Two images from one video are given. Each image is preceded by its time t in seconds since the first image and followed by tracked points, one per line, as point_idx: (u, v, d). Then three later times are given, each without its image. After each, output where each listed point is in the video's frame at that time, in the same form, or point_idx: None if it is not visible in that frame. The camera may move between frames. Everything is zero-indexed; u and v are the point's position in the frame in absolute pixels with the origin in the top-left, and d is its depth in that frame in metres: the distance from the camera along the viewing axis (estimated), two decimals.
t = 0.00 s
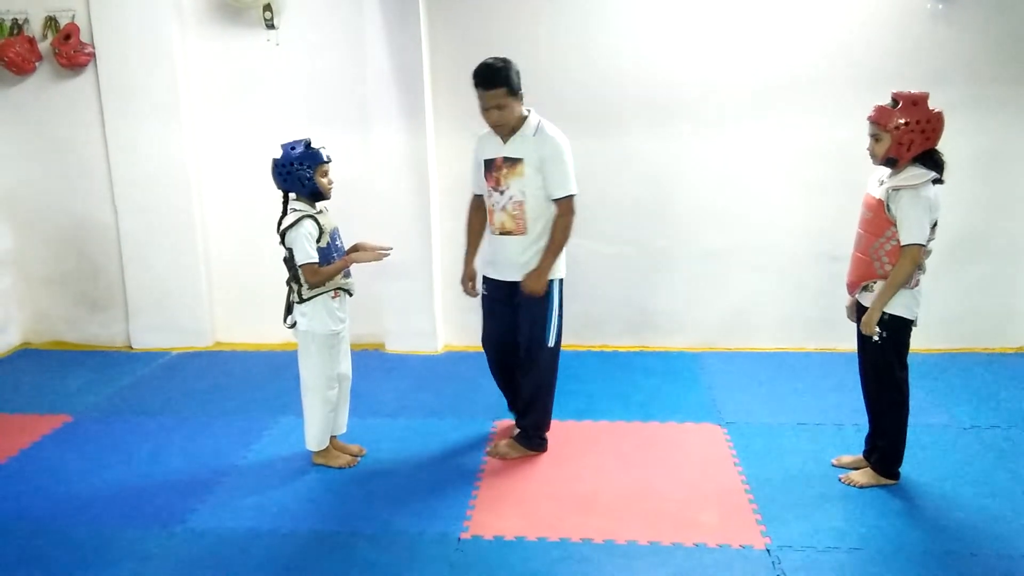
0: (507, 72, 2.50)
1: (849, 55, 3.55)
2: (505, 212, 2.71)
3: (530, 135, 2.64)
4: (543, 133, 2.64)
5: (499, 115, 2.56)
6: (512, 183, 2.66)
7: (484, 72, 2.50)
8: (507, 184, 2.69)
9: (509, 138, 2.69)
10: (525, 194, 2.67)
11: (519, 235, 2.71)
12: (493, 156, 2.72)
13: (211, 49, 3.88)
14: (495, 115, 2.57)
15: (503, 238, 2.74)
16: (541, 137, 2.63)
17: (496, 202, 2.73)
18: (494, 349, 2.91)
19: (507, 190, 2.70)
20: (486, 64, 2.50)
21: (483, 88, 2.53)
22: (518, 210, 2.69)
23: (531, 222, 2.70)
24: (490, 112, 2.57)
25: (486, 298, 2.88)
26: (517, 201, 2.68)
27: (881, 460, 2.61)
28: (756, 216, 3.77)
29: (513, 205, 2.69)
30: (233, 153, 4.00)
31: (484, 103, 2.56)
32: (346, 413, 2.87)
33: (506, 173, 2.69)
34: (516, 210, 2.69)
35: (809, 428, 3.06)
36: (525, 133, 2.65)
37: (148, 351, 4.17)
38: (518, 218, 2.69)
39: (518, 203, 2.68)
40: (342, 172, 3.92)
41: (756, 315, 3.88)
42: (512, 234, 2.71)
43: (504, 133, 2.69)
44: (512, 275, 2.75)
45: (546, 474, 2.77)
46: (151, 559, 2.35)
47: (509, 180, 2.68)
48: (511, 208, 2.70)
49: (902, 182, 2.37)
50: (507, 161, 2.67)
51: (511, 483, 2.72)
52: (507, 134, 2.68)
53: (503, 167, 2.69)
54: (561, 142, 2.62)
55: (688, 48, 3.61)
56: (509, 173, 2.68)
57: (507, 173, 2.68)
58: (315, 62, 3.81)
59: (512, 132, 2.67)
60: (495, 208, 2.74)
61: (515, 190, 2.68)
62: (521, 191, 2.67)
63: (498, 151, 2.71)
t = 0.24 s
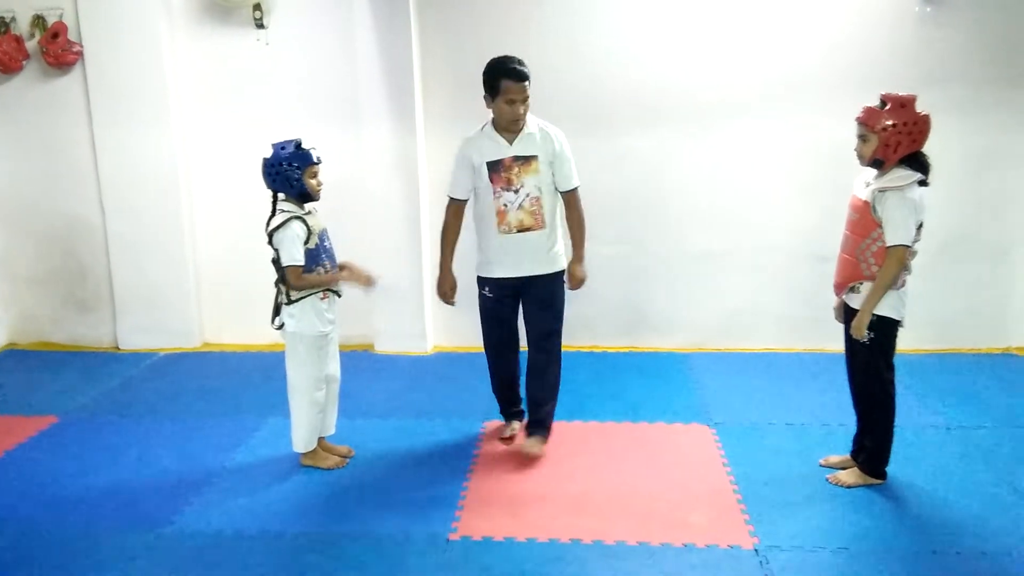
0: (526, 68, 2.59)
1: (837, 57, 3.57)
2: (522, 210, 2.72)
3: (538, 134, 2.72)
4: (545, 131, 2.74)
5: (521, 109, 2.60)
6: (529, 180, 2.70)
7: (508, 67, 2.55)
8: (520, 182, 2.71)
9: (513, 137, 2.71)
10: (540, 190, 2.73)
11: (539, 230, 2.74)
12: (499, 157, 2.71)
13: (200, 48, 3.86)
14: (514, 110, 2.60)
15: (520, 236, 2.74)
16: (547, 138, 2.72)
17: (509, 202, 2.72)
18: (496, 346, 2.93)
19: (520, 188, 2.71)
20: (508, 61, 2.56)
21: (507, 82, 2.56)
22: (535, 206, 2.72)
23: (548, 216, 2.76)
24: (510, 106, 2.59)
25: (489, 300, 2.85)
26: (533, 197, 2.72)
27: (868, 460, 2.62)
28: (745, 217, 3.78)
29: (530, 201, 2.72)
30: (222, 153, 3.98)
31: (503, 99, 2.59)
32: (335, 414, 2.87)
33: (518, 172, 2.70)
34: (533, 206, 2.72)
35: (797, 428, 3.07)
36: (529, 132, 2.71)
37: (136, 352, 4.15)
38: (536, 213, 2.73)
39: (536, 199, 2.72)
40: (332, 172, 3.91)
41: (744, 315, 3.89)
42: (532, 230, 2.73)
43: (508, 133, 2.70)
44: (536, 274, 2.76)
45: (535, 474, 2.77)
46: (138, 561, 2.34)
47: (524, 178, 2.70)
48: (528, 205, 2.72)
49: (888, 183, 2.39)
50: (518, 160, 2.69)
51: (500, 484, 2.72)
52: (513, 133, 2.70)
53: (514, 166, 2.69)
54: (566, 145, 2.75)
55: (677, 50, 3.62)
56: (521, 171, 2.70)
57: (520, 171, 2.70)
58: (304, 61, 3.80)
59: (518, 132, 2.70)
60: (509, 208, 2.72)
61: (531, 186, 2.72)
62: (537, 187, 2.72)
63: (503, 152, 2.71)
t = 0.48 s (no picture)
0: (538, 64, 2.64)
1: (822, 55, 3.59)
2: (531, 204, 2.78)
3: (538, 130, 2.80)
4: (544, 128, 2.82)
5: (534, 104, 2.65)
6: (537, 174, 2.76)
7: (529, 62, 2.58)
8: (529, 177, 2.77)
9: (517, 133, 2.75)
10: (544, 185, 2.81)
11: (544, 223, 2.82)
12: (508, 152, 2.73)
13: (184, 44, 3.83)
14: (529, 104, 2.64)
15: (530, 230, 2.80)
16: (544, 135, 2.81)
17: (519, 196, 2.76)
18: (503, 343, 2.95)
19: (528, 183, 2.77)
20: (524, 56, 2.59)
21: (527, 76, 2.59)
22: (541, 200, 2.80)
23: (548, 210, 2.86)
24: (526, 101, 2.63)
25: (498, 297, 2.85)
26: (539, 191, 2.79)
27: (852, 455, 2.64)
28: (731, 214, 3.80)
29: (537, 196, 2.78)
30: (207, 149, 3.96)
31: (521, 93, 2.61)
32: (321, 411, 2.86)
33: (527, 166, 2.75)
34: (540, 200, 2.79)
35: (783, 424, 3.09)
36: (531, 128, 2.78)
37: (120, 350, 4.11)
38: (541, 208, 2.80)
39: (542, 193, 2.80)
40: (318, 169, 3.89)
41: (730, 311, 3.91)
42: (539, 224, 2.80)
43: (514, 129, 2.74)
44: (548, 264, 2.83)
45: (522, 470, 2.78)
46: (123, 560, 2.32)
47: (532, 172, 2.76)
48: (536, 200, 2.78)
49: (871, 180, 2.40)
50: (525, 155, 2.75)
51: (488, 480, 2.72)
52: (518, 128, 2.74)
53: (523, 161, 2.74)
54: (559, 145, 2.87)
55: (663, 47, 3.63)
56: (529, 166, 2.76)
57: (529, 165, 2.76)
58: (290, 57, 3.78)
59: (521, 127, 2.75)
60: (519, 202, 2.76)
61: (537, 181, 2.78)
62: (543, 182, 2.79)
63: (511, 148, 2.74)
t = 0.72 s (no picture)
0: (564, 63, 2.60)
1: (815, 54, 3.59)
2: (556, 205, 2.73)
3: (555, 132, 2.77)
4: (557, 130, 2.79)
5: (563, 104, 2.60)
6: (560, 174, 2.73)
7: (560, 60, 2.53)
8: (554, 177, 2.72)
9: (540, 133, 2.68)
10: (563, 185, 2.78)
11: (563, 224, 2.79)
12: (537, 151, 2.65)
13: (175, 39, 3.81)
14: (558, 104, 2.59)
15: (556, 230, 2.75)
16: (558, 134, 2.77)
17: (547, 196, 2.70)
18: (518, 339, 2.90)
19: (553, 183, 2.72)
20: (555, 55, 2.53)
21: (560, 75, 2.53)
22: (562, 200, 2.76)
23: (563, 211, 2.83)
24: (558, 100, 2.57)
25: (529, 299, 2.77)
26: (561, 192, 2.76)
27: (842, 454, 2.65)
28: (723, 213, 3.80)
29: (560, 196, 2.75)
30: (199, 145, 3.93)
31: (555, 91, 2.54)
32: (311, 409, 2.85)
33: (552, 166, 2.70)
34: (562, 201, 2.76)
35: (774, 423, 3.10)
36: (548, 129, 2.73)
37: (110, 346, 4.09)
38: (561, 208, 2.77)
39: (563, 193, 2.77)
40: (310, 165, 3.88)
41: (722, 310, 3.92)
42: (561, 225, 2.77)
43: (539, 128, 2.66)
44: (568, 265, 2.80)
45: (512, 469, 2.78)
46: (112, 557, 2.31)
47: (557, 172, 2.71)
48: (559, 200, 2.75)
49: (861, 179, 2.41)
50: (549, 154, 2.69)
51: (478, 479, 2.72)
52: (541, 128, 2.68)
53: (549, 160, 2.68)
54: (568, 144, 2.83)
55: (657, 45, 3.63)
56: (553, 165, 2.71)
57: (553, 164, 2.70)
58: (282, 53, 3.76)
59: (543, 126, 2.69)
60: (547, 202, 2.70)
61: (559, 181, 2.75)
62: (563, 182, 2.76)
63: (537, 147, 2.66)
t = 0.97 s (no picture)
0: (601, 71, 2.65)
1: (800, 58, 3.62)
2: (588, 209, 2.77)
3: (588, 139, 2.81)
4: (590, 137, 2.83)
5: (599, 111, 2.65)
6: (592, 179, 2.77)
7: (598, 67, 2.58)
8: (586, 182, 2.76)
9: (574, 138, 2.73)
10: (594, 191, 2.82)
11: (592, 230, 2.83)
12: (571, 155, 2.69)
13: (161, 43, 3.79)
14: (594, 110, 2.64)
15: (585, 235, 2.78)
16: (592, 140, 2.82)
17: (579, 200, 2.73)
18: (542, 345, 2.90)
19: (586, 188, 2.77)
20: (595, 62, 2.58)
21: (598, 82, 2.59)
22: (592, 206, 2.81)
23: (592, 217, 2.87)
24: (594, 106, 2.62)
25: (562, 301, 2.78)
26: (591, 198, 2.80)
27: (828, 455, 2.66)
28: (710, 216, 3.82)
29: (591, 202, 2.79)
30: (185, 149, 3.92)
31: (592, 97, 2.60)
32: (299, 414, 2.84)
33: (585, 171, 2.74)
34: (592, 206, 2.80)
35: (761, 425, 3.11)
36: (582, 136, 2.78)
37: (96, 352, 4.06)
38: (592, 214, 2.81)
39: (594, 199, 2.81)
40: (297, 169, 3.87)
41: (709, 313, 3.93)
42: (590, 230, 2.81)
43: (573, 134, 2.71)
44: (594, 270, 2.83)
45: (501, 473, 2.77)
46: (96, 565, 2.30)
47: (589, 177, 2.76)
48: (590, 205, 2.79)
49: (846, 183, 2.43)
50: (583, 159, 2.74)
51: (466, 483, 2.71)
52: (575, 133, 2.72)
53: (582, 165, 2.73)
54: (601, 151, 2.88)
55: (643, 49, 3.64)
56: (586, 171, 2.75)
57: (586, 169, 2.75)
58: (269, 57, 3.75)
59: (578, 131, 2.73)
60: (580, 206, 2.74)
61: (591, 187, 2.79)
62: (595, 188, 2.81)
63: (572, 151, 2.71)
